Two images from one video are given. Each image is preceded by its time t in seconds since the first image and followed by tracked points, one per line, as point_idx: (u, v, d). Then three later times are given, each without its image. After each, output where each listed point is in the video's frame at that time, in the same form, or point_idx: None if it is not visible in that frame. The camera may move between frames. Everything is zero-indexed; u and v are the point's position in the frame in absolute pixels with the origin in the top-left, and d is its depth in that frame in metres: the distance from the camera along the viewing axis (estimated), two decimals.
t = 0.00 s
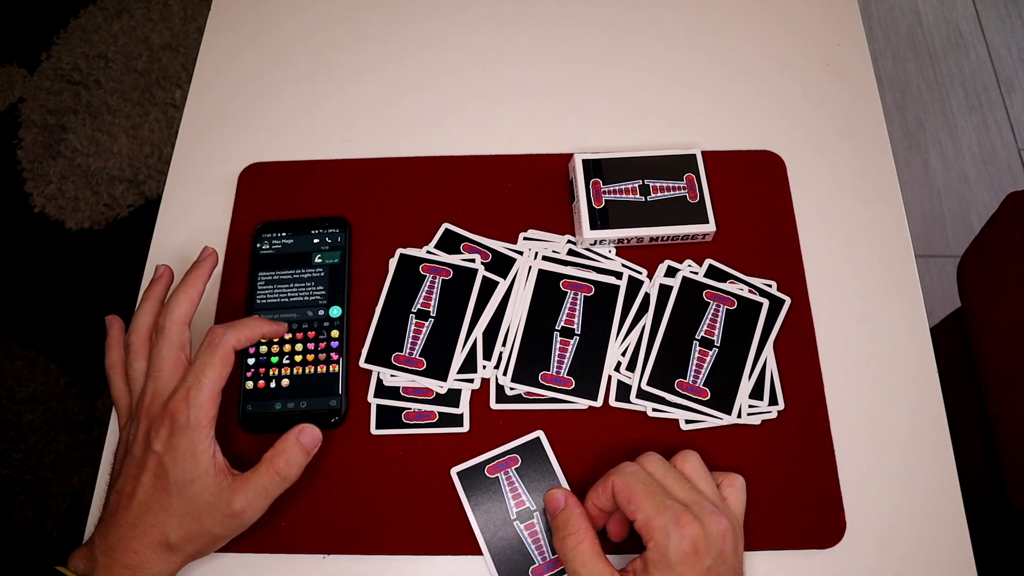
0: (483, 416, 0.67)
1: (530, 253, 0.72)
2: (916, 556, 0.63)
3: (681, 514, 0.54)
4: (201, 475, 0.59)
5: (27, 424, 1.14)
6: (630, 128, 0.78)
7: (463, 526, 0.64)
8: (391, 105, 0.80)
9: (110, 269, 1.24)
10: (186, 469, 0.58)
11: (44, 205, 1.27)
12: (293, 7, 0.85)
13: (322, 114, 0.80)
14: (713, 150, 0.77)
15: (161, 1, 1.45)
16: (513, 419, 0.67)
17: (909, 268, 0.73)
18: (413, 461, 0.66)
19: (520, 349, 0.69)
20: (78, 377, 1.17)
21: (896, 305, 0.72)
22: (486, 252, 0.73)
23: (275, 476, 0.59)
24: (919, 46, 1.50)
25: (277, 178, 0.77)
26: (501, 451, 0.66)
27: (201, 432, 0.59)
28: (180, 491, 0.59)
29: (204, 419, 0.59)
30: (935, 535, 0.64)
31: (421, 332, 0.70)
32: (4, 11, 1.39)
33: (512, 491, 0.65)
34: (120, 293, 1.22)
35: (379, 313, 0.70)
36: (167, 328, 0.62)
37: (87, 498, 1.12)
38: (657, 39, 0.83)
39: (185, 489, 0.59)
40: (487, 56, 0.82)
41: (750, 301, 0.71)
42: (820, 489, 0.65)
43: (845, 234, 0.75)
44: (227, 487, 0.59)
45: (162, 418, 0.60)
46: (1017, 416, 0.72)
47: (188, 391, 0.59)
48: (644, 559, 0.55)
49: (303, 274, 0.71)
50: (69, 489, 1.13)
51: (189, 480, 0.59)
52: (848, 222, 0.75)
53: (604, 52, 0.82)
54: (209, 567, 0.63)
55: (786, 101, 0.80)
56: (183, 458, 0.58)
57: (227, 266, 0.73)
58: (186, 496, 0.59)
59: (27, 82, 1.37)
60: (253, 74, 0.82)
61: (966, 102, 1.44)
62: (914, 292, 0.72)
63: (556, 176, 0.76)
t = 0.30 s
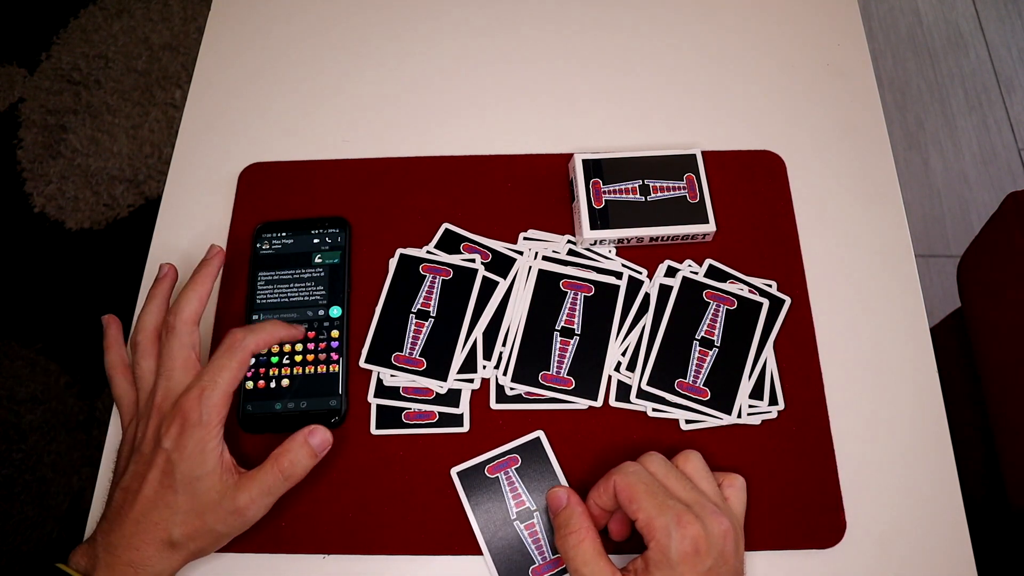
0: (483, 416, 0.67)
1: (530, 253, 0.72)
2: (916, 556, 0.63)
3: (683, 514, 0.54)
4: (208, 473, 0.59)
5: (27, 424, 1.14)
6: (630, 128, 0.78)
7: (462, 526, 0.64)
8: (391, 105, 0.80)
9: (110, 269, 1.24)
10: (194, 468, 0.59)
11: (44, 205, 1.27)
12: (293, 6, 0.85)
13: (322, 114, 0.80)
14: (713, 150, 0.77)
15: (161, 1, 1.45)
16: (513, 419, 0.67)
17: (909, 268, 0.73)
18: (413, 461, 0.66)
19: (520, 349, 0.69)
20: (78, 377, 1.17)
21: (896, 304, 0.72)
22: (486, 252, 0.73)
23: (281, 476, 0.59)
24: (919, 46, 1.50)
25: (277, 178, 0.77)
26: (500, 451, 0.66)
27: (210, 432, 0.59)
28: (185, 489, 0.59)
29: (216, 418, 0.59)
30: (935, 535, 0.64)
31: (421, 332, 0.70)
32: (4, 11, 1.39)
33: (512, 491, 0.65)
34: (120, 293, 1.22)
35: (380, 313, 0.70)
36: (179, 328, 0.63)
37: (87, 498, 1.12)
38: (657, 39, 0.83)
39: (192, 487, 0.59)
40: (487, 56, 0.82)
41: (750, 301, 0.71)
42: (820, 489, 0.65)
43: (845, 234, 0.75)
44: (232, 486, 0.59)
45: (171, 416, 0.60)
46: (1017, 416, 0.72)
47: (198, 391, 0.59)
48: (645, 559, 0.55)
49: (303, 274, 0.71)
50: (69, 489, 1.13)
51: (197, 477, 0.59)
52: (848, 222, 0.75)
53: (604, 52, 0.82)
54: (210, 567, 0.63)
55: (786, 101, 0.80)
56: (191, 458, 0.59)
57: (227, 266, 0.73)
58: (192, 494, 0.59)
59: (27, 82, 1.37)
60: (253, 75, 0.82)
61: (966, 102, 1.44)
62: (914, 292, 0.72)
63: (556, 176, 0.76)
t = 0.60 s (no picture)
0: (483, 416, 0.67)
1: (530, 253, 0.72)
2: (916, 556, 0.63)
3: (685, 515, 0.54)
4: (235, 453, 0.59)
5: (27, 424, 1.14)
6: (630, 128, 0.78)
7: (463, 526, 0.64)
8: (391, 105, 0.80)
9: (110, 269, 1.24)
10: (222, 445, 0.59)
11: (44, 205, 1.27)
12: (293, 7, 0.85)
13: (321, 114, 0.80)
14: (713, 150, 0.77)
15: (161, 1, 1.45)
16: (513, 419, 0.67)
17: (909, 268, 0.73)
18: (413, 460, 0.66)
19: (520, 349, 0.69)
20: (78, 377, 1.17)
21: (896, 305, 0.72)
22: (486, 252, 0.73)
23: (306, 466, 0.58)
24: (919, 46, 1.50)
25: (277, 178, 0.77)
26: (500, 451, 0.66)
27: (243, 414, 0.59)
28: (210, 466, 0.59)
29: (247, 398, 0.59)
30: (935, 535, 0.64)
31: (421, 332, 0.70)
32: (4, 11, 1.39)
33: (512, 491, 0.65)
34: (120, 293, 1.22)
35: (380, 313, 0.70)
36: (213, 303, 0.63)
37: (86, 498, 1.12)
38: (657, 39, 0.83)
39: (217, 464, 0.59)
40: (487, 56, 0.82)
41: (750, 301, 0.71)
42: (820, 489, 0.65)
43: (845, 235, 0.75)
44: (256, 467, 0.59)
45: (204, 392, 0.60)
46: (1016, 416, 0.72)
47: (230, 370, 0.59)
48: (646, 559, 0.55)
49: (303, 274, 0.71)
50: (69, 489, 1.13)
51: (223, 455, 0.59)
52: (848, 222, 0.75)
53: (604, 52, 0.82)
54: (210, 567, 0.63)
55: (786, 101, 0.80)
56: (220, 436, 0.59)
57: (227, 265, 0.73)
58: (214, 472, 0.59)
59: (27, 82, 1.37)
60: (253, 75, 0.82)
61: (967, 102, 1.44)
62: (914, 292, 0.72)
63: (556, 176, 0.76)
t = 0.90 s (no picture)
0: (483, 416, 0.67)
1: (530, 253, 0.72)
2: (917, 556, 0.63)
3: (687, 516, 0.55)
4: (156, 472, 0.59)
5: (27, 424, 1.14)
6: (630, 128, 0.78)
7: (462, 526, 0.64)
8: (391, 105, 0.80)
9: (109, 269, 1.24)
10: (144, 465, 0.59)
11: (44, 205, 1.28)
12: (293, 6, 0.85)
13: (322, 114, 0.80)
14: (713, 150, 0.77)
15: (161, 1, 1.45)
16: (513, 419, 0.67)
17: (909, 268, 0.73)
18: (412, 460, 0.66)
19: (521, 348, 0.69)
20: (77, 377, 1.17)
21: (896, 305, 0.72)
22: (486, 252, 0.73)
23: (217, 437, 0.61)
24: (919, 46, 1.50)
25: (277, 178, 0.77)
26: (500, 452, 0.66)
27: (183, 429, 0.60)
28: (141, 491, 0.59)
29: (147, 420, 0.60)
30: (935, 535, 0.64)
31: (421, 332, 0.70)
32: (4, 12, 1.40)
33: (511, 490, 0.65)
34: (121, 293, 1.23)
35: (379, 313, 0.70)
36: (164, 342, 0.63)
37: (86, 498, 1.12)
38: (656, 39, 0.83)
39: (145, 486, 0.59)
40: (487, 56, 0.82)
41: (750, 301, 0.71)
42: (820, 489, 0.65)
43: (845, 235, 0.75)
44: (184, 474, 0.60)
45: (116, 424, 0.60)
46: (1017, 416, 0.72)
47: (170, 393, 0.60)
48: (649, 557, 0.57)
49: (303, 274, 0.71)
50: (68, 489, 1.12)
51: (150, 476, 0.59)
52: (848, 222, 0.75)
53: (603, 52, 0.82)
54: (210, 567, 0.63)
55: (786, 101, 0.80)
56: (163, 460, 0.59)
57: (227, 265, 0.73)
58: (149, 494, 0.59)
59: (27, 82, 1.37)
60: (253, 75, 0.82)
61: (967, 102, 1.44)
62: (914, 292, 0.72)
63: (556, 176, 0.76)
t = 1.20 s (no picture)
0: (483, 416, 0.67)
1: (529, 253, 0.72)
2: (917, 556, 0.63)
3: (698, 510, 0.56)
4: (159, 469, 0.61)
5: (27, 424, 1.14)
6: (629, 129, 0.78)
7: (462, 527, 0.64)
8: (391, 105, 0.80)
9: (109, 269, 1.24)
10: (148, 463, 0.61)
11: (44, 205, 1.28)
12: (293, 6, 0.85)
13: (321, 114, 0.80)
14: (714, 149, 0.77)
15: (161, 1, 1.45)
16: (513, 420, 0.67)
17: (909, 268, 0.73)
18: (412, 460, 0.66)
19: (521, 349, 0.69)
20: (77, 377, 1.17)
21: (896, 305, 0.72)
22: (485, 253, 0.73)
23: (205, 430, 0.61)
24: (919, 46, 1.50)
25: (277, 178, 0.77)
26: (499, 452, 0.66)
27: (158, 426, 0.61)
28: (144, 489, 0.61)
29: (154, 419, 0.61)
30: (935, 535, 0.64)
31: (414, 354, 0.69)
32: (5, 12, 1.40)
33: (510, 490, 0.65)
34: (121, 293, 1.23)
35: (378, 314, 0.71)
36: (147, 353, 0.63)
37: (86, 498, 1.12)
38: (656, 39, 0.83)
39: (147, 484, 0.61)
40: (487, 56, 0.82)
41: (750, 301, 0.71)
42: (820, 489, 0.65)
43: (845, 235, 0.75)
44: (183, 469, 0.61)
45: (124, 426, 0.62)
46: (1017, 416, 0.72)
47: (142, 392, 0.62)
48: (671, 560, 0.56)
49: (303, 274, 0.71)
50: (68, 489, 1.12)
51: (152, 473, 0.61)
52: (847, 222, 0.75)
53: (603, 52, 0.82)
54: (211, 567, 0.63)
55: (786, 101, 0.80)
56: (145, 456, 0.61)
57: (227, 265, 0.73)
58: (151, 493, 0.61)
59: (27, 82, 1.37)
60: (253, 75, 0.82)
61: (966, 102, 1.44)
62: (913, 292, 0.72)
63: (556, 176, 0.76)
